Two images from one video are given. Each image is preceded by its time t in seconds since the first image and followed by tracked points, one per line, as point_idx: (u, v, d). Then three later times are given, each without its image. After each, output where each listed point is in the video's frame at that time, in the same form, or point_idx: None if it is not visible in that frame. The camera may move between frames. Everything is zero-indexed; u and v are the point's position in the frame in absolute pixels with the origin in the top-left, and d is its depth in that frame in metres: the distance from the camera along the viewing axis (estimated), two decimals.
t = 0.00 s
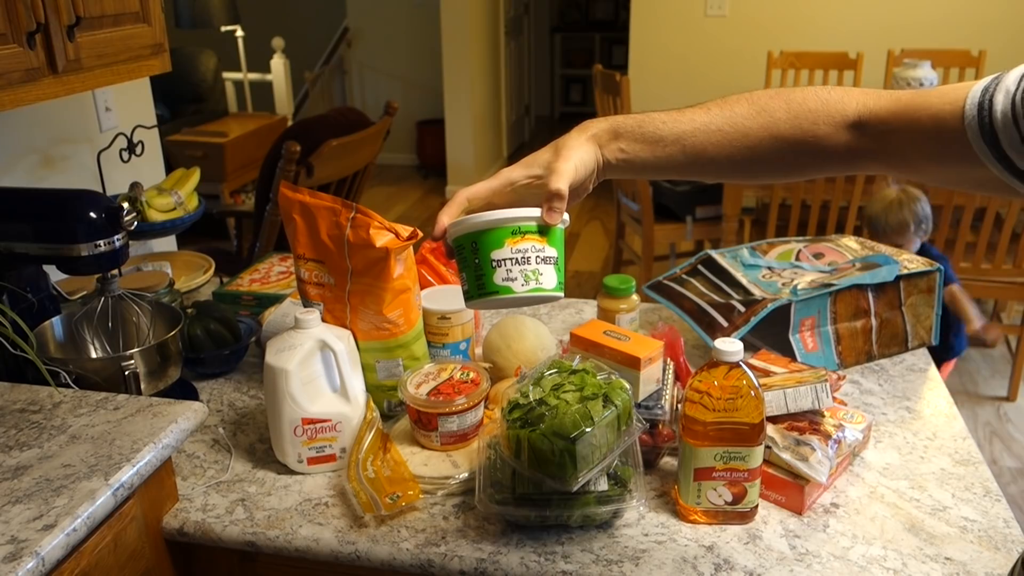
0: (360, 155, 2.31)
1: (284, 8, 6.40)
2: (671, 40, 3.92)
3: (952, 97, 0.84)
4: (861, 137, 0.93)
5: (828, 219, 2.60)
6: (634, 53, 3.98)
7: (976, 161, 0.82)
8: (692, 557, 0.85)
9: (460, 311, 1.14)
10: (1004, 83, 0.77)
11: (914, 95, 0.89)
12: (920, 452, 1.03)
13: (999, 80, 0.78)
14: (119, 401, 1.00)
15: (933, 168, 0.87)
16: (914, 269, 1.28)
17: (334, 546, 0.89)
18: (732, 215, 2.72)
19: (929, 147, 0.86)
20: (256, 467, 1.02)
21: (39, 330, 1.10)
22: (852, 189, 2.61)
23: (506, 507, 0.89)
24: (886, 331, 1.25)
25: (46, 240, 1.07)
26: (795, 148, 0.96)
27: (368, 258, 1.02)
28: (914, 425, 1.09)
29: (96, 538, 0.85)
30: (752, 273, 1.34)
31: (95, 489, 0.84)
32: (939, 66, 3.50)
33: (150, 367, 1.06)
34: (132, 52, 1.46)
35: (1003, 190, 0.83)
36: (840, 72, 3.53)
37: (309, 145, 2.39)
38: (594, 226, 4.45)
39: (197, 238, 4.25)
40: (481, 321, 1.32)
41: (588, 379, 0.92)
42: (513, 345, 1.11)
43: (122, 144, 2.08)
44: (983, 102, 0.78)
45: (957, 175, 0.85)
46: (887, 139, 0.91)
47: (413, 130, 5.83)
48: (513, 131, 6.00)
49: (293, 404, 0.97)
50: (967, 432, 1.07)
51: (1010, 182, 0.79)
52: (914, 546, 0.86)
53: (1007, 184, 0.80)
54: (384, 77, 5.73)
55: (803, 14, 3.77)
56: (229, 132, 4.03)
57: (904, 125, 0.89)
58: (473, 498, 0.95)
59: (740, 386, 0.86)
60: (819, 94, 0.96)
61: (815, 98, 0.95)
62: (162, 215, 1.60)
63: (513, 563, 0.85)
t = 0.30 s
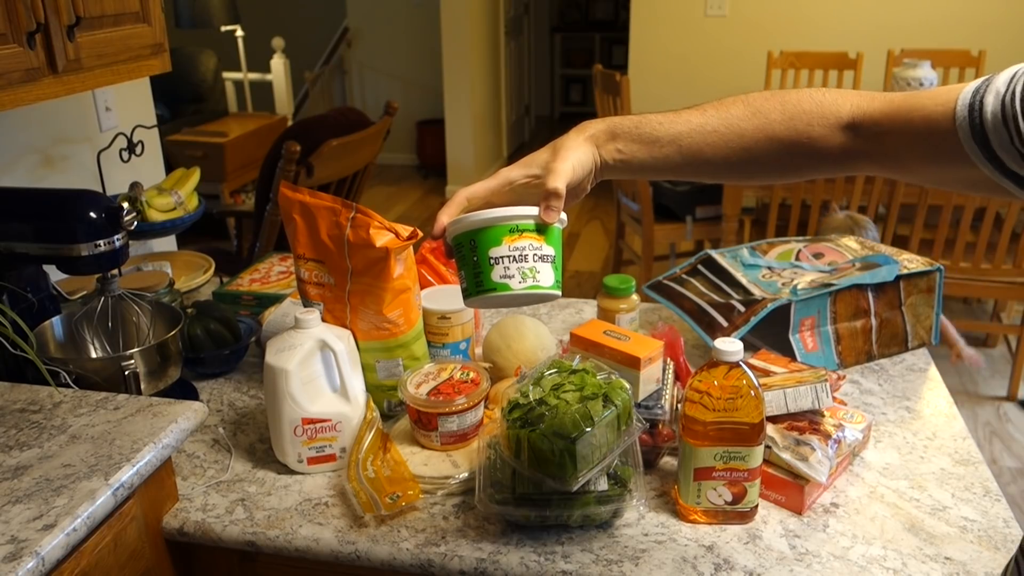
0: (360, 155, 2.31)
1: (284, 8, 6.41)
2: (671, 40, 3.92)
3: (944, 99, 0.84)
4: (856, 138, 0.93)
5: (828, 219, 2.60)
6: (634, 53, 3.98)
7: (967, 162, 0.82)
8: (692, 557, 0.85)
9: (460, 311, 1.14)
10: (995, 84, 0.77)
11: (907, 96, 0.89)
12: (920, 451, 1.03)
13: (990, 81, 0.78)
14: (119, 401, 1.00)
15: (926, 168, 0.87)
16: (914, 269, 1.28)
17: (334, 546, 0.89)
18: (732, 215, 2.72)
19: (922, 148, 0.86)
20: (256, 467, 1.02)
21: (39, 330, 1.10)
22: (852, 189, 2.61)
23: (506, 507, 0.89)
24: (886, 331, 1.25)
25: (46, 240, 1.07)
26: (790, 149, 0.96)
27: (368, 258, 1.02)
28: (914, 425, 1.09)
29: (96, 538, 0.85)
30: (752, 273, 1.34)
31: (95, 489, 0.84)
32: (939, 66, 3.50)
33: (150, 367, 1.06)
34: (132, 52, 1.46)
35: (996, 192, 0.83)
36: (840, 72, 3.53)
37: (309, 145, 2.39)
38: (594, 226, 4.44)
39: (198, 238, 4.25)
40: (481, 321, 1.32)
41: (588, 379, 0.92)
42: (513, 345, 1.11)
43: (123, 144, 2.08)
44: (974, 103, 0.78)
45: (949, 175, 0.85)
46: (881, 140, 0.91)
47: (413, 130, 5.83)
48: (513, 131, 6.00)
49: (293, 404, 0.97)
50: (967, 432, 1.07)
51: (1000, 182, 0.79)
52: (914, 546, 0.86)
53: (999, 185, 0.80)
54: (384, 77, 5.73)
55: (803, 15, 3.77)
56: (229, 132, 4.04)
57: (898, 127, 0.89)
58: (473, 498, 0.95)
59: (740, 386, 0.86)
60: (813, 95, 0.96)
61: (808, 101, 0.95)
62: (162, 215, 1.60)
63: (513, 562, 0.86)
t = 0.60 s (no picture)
0: (360, 155, 2.31)
1: (284, 8, 6.41)
2: (671, 39, 3.92)
3: (943, 95, 0.85)
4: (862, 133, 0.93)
5: (828, 219, 2.60)
6: (635, 53, 3.98)
7: (962, 160, 0.82)
8: (692, 557, 0.85)
9: (460, 311, 1.14)
10: (990, 83, 0.78)
11: (908, 93, 0.89)
12: (920, 451, 1.03)
13: (986, 79, 0.79)
14: (119, 401, 1.00)
15: (925, 165, 0.87)
16: (914, 269, 1.28)
17: (334, 546, 0.89)
18: (731, 215, 2.72)
19: (921, 143, 0.86)
20: (256, 466, 1.02)
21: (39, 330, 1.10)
22: (852, 189, 2.61)
23: (506, 507, 0.89)
24: (885, 330, 1.25)
25: (45, 240, 1.07)
26: (798, 144, 0.96)
27: (368, 258, 1.02)
28: (914, 425, 1.09)
29: (96, 537, 0.85)
30: (752, 273, 1.34)
31: (95, 489, 0.84)
32: (938, 66, 3.50)
33: (150, 366, 1.06)
34: (132, 52, 1.46)
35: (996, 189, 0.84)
36: (840, 72, 3.52)
37: (309, 145, 2.40)
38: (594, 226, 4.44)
39: (197, 238, 4.25)
40: (480, 321, 1.32)
41: (589, 378, 0.92)
42: (513, 344, 1.11)
43: (122, 144, 2.08)
44: (970, 101, 0.79)
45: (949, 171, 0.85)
46: (883, 135, 0.91)
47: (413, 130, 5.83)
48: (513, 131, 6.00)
49: (293, 404, 0.97)
50: (967, 432, 1.07)
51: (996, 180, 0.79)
52: (914, 546, 0.86)
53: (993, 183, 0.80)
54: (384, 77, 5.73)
55: (802, 15, 3.77)
56: (229, 132, 4.04)
57: (900, 122, 0.89)
58: (473, 498, 0.95)
59: (740, 386, 0.86)
60: (822, 90, 0.96)
61: (819, 96, 0.95)
62: (162, 215, 1.60)
63: (513, 562, 0.86)
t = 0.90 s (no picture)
0: (360, 154, 2.31)
1: (284, 8, 6.41)
2: (671, 39, 3.92)
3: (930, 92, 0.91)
4: (863, 126, 0.99)
5: (828, 219, 2.60)
6: (634, 53, 3.98)
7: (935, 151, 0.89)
8: (691, 557, 0.85)
9: (460, 311, 1.14)
10: (952, 82, 0.84)
11: (904, 88, 0.96)
12: (920, 451, 1.03)
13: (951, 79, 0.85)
14: (119, 401, 1.00)
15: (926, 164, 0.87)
16: (914, 269, 1.28)
17: (334, 546, 0.88)
18: (732, 215, 2.72)
19: (910, 134, 0.93)
20: (256, 466, 1.02)
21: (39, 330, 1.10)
22: (852, 189, 2.61)
23: (506, 507, 0.89)
24: (885, 331, 1.26)
25: (45, 240, 1.07)
26: (805, 133, 1.03)
27: (368, 258, 1.02)
28: (913, 425, 1.09)
29: (96, 538, 0.85)
30: (752, 273, 1.34)
31: (95, 489, 0.84)
32: (938, 66, 3.50)
33: (150, 366, 1.06)
34: (132, 52, 1.46)
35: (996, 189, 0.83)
36: (840, 72, 3.52)
37: (309, 145, 2.40)
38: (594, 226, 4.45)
39: (197, 238, 4.25)
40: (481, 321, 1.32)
41: (588, 378, 0.92)
42: (513, 344, 1.11)
43: (122, 144, 2.08)
44: (935, 99, 0.85)
45: (936, 161, 0.90)
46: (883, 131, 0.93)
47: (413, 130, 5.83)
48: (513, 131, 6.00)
49: (293, 404, 0.97)
50: (966, 431, 1.07)
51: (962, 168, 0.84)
52: (914, 546, 0.86)
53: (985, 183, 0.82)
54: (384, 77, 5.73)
55: (802, 15, 3.77)
56: (230, 132, 4.04)
57: (891, 115, 0.95)
58: (473, 498, 0.95)
59: (740, 386, 0.86)
60: (834, 84, 1.02)
61: (832, 91, 1.01)
62: (162, 215, 1.60)
63: (513, 562, 0.86)
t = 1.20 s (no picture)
0: (361, 154, 2.31)
1: (284, 8, 6.41)
2: (671, 39, 3.92)
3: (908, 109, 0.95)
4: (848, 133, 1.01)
5: (828, 219, 2.61)
6: (634, 53, 3.98)
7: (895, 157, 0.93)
8: (692, 557, 0.85)
9: (461, 311, 1.14)
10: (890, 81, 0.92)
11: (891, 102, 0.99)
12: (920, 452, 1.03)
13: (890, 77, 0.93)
14: (119, 401, 1.00)
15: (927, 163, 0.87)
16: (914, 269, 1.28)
17: (334, 546, 0.88)
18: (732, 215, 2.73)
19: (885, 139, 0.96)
20: (256, 467, 1.02)
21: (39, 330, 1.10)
22: (852, 189, 2.61)
23: (506, 507, 0.89)
24: (885, 331, 1.26)
25: (45, 240, 1.07)
26: (798, 139, 1.06)
27: (369, 258, 1.02)
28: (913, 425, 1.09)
29: (96, 537, 0.85)
30: (752, 273, 1.34)
31: (95, 489, 0.84)
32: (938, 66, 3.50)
33: (150, 366, 1.06)
34: (132, 52, 1.46)
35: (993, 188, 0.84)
36: (840, 72, 3.53)
37: (309, 145, 2.40)
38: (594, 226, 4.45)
39: (198, 238, 4.25)
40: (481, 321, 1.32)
41: (589, 378, 0.93)
42: (514, 344, 1.11)
43: (122, 144, 2.08)
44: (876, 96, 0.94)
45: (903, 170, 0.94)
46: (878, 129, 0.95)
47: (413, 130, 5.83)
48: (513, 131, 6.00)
49: (293, 404, 0.97)
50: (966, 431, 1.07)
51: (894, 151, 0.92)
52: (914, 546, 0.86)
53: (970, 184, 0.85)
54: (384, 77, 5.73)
55: (802, 15, 3.77)
56: (230, 132, 4.03)
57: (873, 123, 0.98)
58: (473, 498, 0.95)
59: (740, 386, 0.86)
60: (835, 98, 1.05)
61: (826, 102, 1.05)
62: (162, 215, 1.60)
63: (514, 562, 0.85)
